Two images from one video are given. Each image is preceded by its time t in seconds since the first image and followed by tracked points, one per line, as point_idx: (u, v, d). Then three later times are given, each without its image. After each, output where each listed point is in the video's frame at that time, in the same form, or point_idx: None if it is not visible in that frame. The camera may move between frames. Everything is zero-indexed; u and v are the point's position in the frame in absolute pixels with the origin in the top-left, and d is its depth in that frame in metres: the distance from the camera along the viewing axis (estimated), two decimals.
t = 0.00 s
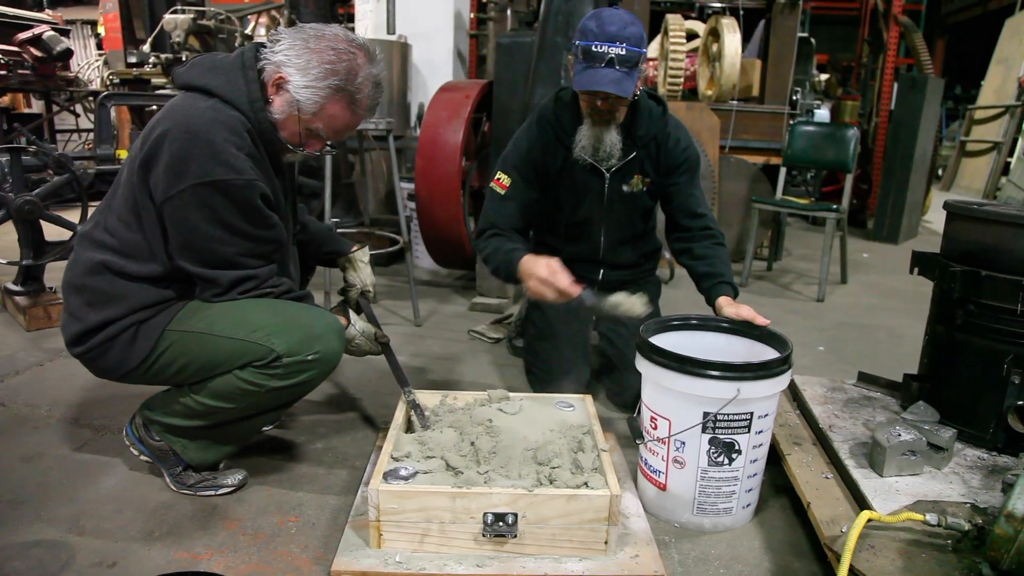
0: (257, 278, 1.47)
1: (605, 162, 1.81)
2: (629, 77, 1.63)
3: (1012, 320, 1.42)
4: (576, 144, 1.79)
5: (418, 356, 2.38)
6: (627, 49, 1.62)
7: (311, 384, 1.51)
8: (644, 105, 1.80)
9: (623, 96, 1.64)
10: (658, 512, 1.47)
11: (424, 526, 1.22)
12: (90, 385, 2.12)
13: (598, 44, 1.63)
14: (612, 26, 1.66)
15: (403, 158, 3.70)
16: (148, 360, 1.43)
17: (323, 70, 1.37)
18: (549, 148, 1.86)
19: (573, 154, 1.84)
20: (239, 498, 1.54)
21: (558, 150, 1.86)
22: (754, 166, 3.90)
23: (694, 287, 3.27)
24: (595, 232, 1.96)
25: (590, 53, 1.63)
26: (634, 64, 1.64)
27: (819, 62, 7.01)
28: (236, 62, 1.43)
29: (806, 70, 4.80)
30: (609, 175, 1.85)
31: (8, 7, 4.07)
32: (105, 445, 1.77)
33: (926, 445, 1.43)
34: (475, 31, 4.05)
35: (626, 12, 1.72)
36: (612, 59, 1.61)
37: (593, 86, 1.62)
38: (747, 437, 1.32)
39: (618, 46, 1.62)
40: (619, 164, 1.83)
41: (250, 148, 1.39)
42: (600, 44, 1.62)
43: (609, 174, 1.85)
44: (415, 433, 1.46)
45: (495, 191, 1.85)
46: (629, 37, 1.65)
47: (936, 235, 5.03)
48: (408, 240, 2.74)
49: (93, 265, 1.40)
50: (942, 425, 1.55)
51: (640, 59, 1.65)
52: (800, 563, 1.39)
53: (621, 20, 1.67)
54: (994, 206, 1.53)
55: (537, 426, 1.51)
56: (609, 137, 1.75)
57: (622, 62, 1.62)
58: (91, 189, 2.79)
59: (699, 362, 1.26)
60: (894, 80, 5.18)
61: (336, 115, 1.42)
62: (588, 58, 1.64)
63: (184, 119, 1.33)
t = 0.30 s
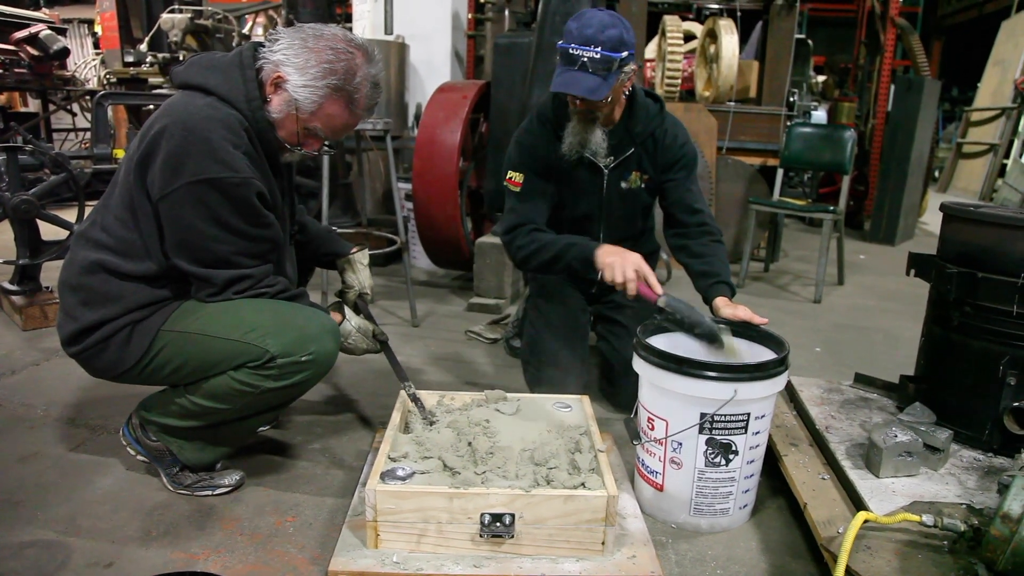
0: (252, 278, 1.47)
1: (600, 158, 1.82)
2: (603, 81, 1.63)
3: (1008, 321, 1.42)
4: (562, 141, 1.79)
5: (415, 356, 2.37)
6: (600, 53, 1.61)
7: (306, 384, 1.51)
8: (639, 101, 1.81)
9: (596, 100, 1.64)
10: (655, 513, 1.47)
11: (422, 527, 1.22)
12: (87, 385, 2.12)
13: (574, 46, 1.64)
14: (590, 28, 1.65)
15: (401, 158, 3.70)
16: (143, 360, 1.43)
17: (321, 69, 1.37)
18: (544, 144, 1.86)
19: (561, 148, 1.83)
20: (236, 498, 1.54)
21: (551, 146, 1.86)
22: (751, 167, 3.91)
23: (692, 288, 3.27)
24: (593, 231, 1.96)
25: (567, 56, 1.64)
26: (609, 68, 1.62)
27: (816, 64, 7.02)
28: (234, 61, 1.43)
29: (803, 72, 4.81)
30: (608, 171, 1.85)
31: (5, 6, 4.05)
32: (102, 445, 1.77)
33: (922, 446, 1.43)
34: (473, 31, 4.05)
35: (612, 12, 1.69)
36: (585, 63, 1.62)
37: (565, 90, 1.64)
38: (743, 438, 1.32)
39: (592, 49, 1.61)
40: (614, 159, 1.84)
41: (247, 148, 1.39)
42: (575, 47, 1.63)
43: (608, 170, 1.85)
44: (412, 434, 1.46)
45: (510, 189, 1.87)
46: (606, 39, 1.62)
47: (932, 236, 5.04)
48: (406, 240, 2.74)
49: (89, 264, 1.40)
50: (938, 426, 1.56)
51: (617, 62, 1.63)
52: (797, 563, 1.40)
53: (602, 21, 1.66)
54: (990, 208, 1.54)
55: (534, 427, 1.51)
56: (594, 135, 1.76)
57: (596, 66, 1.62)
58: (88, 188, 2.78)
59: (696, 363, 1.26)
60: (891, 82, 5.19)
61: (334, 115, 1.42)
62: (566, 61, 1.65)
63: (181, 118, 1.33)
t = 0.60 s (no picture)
0: (254, 278, 1.47)
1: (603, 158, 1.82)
2: (606, 83, 1.63)
3: (1012, 319, 1.42)
4: (566, 138, 1.79)
5: (418, 355, 2.37)
6: (604, 55, 1.61)
7: (308, 383, 1.51)
8: (642, 100, 1.80)
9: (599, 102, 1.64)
10: (659, 511, 1.47)
11: (425, 525, 1.22)
12: (91, 384, 2.12)
13: (577, 48, 1.63)
14: (591, 30, 1.64)
15: (404, 157, 3.71)
16: (145, 359, 1.43)
17: (323, 69, 1.37)
18: (547, 142, 1.87)
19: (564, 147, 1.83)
20: (240, 497, 1.54)
21: (555, 146, 1.86)
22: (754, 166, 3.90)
23: (695, 287, 3.26)
24: (596, 229, 1.96)
25: (569, 58, 1.64)
26: (613, 70, 1.63)
27: (819, 61, 7.01)
28: (237, 60, 1.43)
29: (806, 70, 4.80)
30: (609, 170, 1.85)
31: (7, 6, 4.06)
32: (106, 444, 1.77)
33: (926, 444, 1.43)
34: (475, 30, 4.05)
35: (614, 12, 1.69)
36: (588, 66, 1.62)
37: (569, 92, 1.63)
38: (747, 436, 1.32)
39: (595, 52, 1.61)
40: (616, 158, 1.83)
41: (249, 147, 1.39)
42: (578, 50, 1.62)
43: (610, 168, 1.85)
44: (415, 432, 1.47)
45: (505, 187, 1.89)
46: (608, 42, 1.62)
47: (936, 234, 5.03)
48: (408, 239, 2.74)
49: (92, 264, 1.40)
50: (942, 423, 1.55)
51: (620, 65, 1.63)
52: (801, 562, 1.39)
53: (604, 22, 1.65)
54: (995, 205, 1.53)
55: (536, 426, 1.51)
56: (598, 133, 1.75)
57: (598, 68, 1.62)
58: (91, 187, 2.78)
59: (699, 362, 1.26)
60: (894, 79, 5.18)
61: (336, 114, 1.42)
62: (568, 63, 1.65)
63: (183, 117, 1.33)
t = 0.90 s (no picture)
0: (258, 284, 1.46)
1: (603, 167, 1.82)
2: (620, 99, 1.64)
3: (1014, 327, 1.42)
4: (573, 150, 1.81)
5: (420, 361, 2.38)
6: (619, 71, 1.63)
7: (311, 390, 1.51)
8: (646, 111, 1.81)
9: (613, 118, 1.65)
10: (661, 518, 1.47)
11: (428, 532, 1.22)
12: (93, 388, 2.13)
13: (592, 63, 1.64)
14: (607, 44, 1.65)
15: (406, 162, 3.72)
16: (149, 365, 1.44)
17: (327, 75, 1.37)
18: (550, 148, 1.89)
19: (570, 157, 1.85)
20: (242, 503, 1.54)
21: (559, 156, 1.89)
22: (755, 171, 3.91)
23: (696, 293, 3.27)
24: (596, 236, 1.95)
25: (584, 72, 1.64)
26: (627, 85, 1.64)
27: (820, 67, 7.04)
28: (241, 66, 1.43)
29: (808, 76, 4.81)
30: (608, 177, 1.86)
31: (12, 11, 4.08)
32: (108, 449, 1.77)
33: (928, 451, 1.42)
34: (477, 35, 4.07)
35: (627, 26, 1.70)
36: (604, 81, 1.63)
37: (583, 107, 1.64)
38: (749, 443, 1.32)
39: (611, 67, 1.63)
40: (616, 168, 1.83)
41: (253, 153, 1.40)
42: (593, 64, 1.63)
43: (609, 176, 1.85)
44: (418, 438, 1.47)
45: (485, 179, 1.93)
46: (623, 57, 1.64)
47: (937, 240, 5.03)
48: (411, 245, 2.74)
49: (96, 269, 1.41)
50: (944, 431, 1.55)
51: (634, 80, 1.65)
52: (803, 569, 1.39)
53: (618, 37, 1.66)
54: (996, 213, 1.53)
55: (539, 433, 1.51)
56: (605, 145, 1.76)
57: (614, 83, 1.63)
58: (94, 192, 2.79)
59: (702, 369, 1.26)
60: (895, 85, 5.19)
61: (340, 120, 1.42)
62: (582, 78, 1.66)
63: (188, 124, 1.33)
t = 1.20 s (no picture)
0: (262, 291, 1.47)
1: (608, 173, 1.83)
2: (627, 108, 1.65)
3: (1016, 337, 1.42)
4: (579, 158, 1.83)
5: (422, 368, 2.38)
6: (627, 81, 1.64)
7: (314, 398, 1.52)
8: (652, 120, 1.84)
9: (620, 127, 1.66)
10: (663, 526, 1.47)
11: (430, 540, 1.22)
12: (96, 394, 2.13)
13: (600, 73, 1.65)
14: (614, 54, 1.65)
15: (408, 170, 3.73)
16: (153, 372, 1.44)
17: (332, 84, 1.38)
18: (557, 155, 1.90)
19: (576, 165, 1.86)
20: (244, 510, 1.54)
21: (567, 163, 1.89)
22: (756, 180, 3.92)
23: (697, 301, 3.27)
24: (599, 245, 1.96)
25: (591, 82, 1.66)
26: (634, 95, 1.66)
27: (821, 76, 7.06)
28: (245, 75, 1.44)
29: (809, 85, 4.83)
30: (611, 184, 1.86)
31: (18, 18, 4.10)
32: (110, 455, 1.78)
33: (931, 460, 1.42)
34: (479, 44, 4.09)
35: (634, 36, 1.71)
36: (611, 90, 1.64)
37: (590, 117, 1.65)
38: (752, 452, 1.32)
39: (618, 77, 1.64)
40: (621, 175, 1.84)
41: (257, 162, 1.40)
42: (601, 75, 1.64)
43: (611, 183, 1.86)
44: (420, 446, 1.47)
45: (492, 183, 1.93)
46: (631, 66, 1.65)
47: (938, 249, 5.03)
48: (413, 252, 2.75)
49: (101, 276, 1.42)
50: (947, 440, 1.55)
51: (641, 90, 1.66)
52: None
53: (626, 47, 1.67)
54: (998, 223, 1.54)
55: (542, 441, 1.51)
56: (611, 154, 1.78)
57: (621, 93, 1.64)
58: (98, 199, 2.80)
59: (704, 378, 1.26)
60: (896, 94, 5.21)
61: (344, 129, 1.43)
62: (589, 88, 1.67)
63: (193, 133, 1.34)
